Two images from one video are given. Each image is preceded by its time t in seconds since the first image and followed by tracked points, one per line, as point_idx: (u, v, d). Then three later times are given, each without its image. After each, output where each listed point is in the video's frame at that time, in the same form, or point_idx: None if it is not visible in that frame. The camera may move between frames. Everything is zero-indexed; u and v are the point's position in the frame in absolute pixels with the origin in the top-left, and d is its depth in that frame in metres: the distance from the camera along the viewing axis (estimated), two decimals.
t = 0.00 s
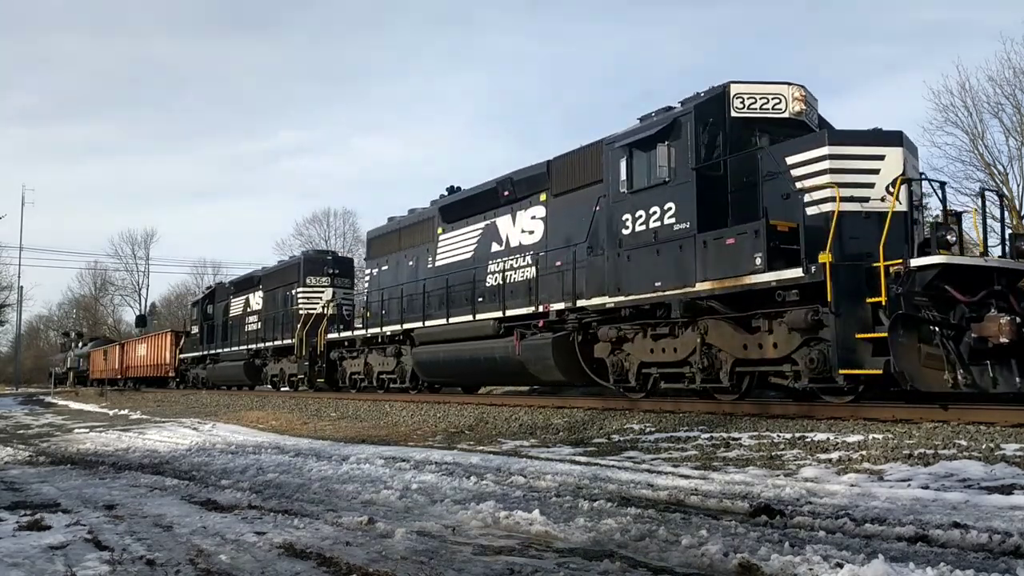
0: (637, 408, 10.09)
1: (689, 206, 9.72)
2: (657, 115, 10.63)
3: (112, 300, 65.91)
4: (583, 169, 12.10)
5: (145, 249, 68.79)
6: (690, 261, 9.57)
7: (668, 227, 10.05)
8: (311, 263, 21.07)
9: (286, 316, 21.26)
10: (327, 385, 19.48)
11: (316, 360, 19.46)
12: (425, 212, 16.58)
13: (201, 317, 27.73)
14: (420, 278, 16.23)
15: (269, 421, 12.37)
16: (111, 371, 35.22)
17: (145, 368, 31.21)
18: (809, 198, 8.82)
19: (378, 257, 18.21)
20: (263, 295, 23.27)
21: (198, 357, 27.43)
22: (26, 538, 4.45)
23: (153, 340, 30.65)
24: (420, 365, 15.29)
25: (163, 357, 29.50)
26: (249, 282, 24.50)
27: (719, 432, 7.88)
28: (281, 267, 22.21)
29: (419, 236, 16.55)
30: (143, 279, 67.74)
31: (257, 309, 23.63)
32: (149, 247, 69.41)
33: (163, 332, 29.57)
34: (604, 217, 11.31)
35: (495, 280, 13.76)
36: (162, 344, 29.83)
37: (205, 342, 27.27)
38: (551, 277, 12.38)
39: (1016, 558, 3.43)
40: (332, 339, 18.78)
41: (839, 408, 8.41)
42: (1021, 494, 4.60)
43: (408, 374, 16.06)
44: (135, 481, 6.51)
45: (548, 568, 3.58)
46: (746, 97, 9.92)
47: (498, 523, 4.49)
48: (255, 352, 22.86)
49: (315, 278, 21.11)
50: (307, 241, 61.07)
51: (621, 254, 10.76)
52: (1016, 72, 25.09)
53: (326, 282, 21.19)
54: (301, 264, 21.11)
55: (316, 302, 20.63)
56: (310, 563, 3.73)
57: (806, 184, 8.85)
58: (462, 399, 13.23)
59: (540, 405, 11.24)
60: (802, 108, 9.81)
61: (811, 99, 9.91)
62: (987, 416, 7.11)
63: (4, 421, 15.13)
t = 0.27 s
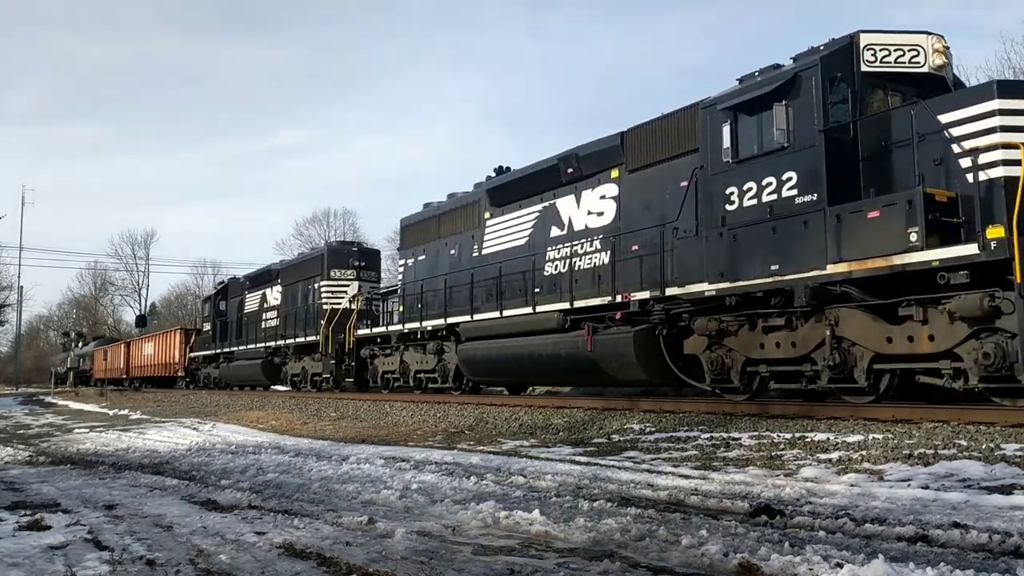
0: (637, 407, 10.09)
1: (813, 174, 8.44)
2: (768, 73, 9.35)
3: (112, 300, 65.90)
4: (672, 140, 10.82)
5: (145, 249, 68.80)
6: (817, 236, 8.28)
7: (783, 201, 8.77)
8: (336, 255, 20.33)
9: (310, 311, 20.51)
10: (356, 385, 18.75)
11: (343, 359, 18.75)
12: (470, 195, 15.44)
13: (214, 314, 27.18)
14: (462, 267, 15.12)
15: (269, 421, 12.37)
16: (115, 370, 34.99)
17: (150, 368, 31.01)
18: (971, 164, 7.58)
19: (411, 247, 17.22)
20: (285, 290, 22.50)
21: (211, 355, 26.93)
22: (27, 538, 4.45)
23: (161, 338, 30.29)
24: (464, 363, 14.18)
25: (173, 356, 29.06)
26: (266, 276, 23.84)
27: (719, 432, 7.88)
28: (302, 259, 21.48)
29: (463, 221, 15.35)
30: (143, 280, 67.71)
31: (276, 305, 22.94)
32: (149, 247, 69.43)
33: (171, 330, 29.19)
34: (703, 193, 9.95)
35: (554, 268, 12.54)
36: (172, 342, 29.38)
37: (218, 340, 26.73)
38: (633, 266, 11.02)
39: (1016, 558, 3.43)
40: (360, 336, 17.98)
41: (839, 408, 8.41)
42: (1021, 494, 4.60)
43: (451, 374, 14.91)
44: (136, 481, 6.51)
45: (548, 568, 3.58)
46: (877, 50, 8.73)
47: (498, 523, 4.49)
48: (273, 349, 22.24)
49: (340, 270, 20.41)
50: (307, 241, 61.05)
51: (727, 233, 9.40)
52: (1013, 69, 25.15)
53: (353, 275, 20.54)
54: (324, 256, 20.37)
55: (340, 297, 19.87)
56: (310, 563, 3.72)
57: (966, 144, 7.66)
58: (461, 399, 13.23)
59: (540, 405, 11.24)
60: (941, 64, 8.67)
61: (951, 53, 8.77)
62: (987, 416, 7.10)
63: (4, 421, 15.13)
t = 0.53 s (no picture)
0: (637, 407, 10.09)
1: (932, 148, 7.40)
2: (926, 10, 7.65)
3: (112, 300, 65.87)
4: (753, 111, 9.76)
5: (145, 249, 68.86)
6: (930, 218, 7.34)
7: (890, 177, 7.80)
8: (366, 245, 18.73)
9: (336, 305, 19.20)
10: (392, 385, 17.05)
11: (377, 358, 17.16)
12: (526, 174, 13.81)
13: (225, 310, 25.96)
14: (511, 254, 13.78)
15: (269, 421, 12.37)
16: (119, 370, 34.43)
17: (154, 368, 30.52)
18: None
19: (455, 234, 15.76)
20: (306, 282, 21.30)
21: (222, 354, 25.88)
22: (27, 538, 4.45)
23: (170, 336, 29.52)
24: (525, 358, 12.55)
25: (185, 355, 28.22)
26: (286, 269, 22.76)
27: (719, 432, 7.88)
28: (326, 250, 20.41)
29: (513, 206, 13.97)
30: (142, 280, 67.68)
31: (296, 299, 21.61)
32: (149, 248, 69.47)
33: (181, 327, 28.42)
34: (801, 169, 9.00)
35: (635, 254, 11.03)
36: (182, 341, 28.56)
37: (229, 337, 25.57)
38: (696, 255, 10.15)
39: (1016, 558, 3.43)
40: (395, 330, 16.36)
41: (839, 408, 8.41)
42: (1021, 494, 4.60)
43: (509, 373, 13.28)
44: (136, 481, 6.51)
45: (548, 568, 3.58)
46: None
47: (498, 523, 4.49)
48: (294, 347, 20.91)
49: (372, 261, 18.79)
50: (307, 241, 61.03)
51: (880, 205, 7.82)
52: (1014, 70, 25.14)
53: (384, 267, 18.84)
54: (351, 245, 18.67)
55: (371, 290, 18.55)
56: (310, 563, 3.72)
57: None
58: (461, 399, 13.23)
59: (540, 405, 11.23)
60: None
61: None
62: (987, 416, 7.11)
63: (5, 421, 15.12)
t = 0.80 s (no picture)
0: (637, 407, 10.09)
1: (950, 155, 7.57)
2: None
3: (112, 300, 65.95)
4: (868, 68, 8.44)
5: (145, 249, 68.85)
6: None
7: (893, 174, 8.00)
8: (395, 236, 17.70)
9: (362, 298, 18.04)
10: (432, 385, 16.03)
11: (411, 356, 16.20)
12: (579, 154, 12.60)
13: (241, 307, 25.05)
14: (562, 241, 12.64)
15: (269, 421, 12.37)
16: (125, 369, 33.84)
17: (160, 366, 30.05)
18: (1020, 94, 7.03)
19: (499, 221, 14.57)
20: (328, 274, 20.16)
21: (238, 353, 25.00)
22: (27, 538, 4.45)
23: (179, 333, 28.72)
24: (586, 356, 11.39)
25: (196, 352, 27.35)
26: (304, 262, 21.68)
27: (719, 432, 7.88)
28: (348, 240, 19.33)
29: (568, 188, 12.74)
30: (142, 280, 67.70)
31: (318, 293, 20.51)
32: (149, 248, 69.51)
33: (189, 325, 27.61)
34: (881, 142, 8.25)
35: (720, 238, 9.81)
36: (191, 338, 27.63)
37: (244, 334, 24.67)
38: (798, 238, 8.94)
39: (1016, 558, 3.43)
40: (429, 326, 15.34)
41: (839, 408, 8.41)
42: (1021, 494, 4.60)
43: (565, 372, 12.16)
44: (136, 481, 6.51)
45: (548, 568, 3.58)
46: None
47: (498, 523, 4.49)
48: (316, 345, 19.84)
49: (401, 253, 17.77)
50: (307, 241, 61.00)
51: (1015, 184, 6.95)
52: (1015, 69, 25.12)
53: (413, 259, 17.79)
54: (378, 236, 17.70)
55: (399, 283, 17.41)
56: (310, 563, 3.72)
57: None
58: (461, 399, 13.23)
59: (541, 405, 11.23)
60: None
61: None
62: (987, 416, 7.10)
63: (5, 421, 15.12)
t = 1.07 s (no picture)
0: (637, 407, 10.09)
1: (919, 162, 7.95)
2: None
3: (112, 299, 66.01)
4: None
5: (145, 250, 68.79)
6: None
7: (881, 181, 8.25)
8: (432, 224, 16.57)
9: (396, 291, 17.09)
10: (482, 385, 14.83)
11: (455, 353, 15.18)
12: (661, 122, 11.15)
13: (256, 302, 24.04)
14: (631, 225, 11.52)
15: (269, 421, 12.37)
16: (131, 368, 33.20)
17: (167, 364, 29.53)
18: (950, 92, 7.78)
19: (556, 204, 13.28)
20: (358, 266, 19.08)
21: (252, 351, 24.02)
22: (27, 538, 4.45)
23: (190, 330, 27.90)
24: (672, 351, 10.23)
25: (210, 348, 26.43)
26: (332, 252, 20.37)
27: (719, 432, 7.88)
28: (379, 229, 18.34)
29: (644, 163, 11.45)
30: (142, 280, 67.64)
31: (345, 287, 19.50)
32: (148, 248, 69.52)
33: (199, 322, 26.76)
34: None
35: (845, 212, 8.60)
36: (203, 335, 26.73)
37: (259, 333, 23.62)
38: (953, 209, 7.64)
39: (1017, 558, 3.43)
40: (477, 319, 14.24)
41: (839, 408, 8.41)
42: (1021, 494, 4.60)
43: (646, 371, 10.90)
44: (136, 481, 6.51)
45: (548, 568, 3.58)
46: None
47: (498, 523, 4.49)
48: (342, 342, 18.81)
49: (437, 242, 16.63)
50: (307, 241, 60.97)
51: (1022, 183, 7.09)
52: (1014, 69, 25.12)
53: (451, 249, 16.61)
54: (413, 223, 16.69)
55: (437, 275, 16.36)
56: (310, 563, 3.72)
57: None
58: (461, 399, 13.22)
59: (541, 405, 11.22)
60: None
61: None
62: (989, 416, 7.09)
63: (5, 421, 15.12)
